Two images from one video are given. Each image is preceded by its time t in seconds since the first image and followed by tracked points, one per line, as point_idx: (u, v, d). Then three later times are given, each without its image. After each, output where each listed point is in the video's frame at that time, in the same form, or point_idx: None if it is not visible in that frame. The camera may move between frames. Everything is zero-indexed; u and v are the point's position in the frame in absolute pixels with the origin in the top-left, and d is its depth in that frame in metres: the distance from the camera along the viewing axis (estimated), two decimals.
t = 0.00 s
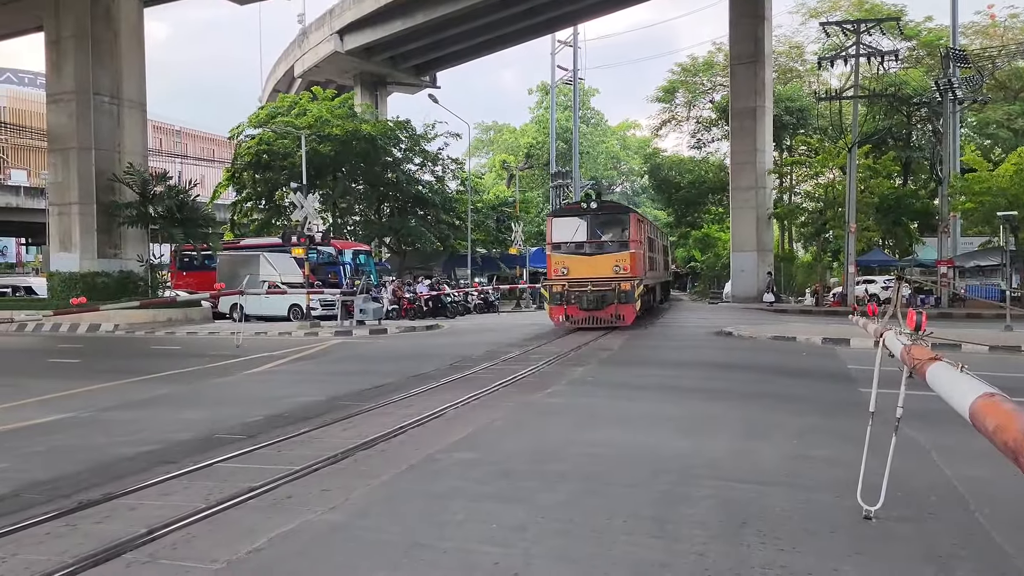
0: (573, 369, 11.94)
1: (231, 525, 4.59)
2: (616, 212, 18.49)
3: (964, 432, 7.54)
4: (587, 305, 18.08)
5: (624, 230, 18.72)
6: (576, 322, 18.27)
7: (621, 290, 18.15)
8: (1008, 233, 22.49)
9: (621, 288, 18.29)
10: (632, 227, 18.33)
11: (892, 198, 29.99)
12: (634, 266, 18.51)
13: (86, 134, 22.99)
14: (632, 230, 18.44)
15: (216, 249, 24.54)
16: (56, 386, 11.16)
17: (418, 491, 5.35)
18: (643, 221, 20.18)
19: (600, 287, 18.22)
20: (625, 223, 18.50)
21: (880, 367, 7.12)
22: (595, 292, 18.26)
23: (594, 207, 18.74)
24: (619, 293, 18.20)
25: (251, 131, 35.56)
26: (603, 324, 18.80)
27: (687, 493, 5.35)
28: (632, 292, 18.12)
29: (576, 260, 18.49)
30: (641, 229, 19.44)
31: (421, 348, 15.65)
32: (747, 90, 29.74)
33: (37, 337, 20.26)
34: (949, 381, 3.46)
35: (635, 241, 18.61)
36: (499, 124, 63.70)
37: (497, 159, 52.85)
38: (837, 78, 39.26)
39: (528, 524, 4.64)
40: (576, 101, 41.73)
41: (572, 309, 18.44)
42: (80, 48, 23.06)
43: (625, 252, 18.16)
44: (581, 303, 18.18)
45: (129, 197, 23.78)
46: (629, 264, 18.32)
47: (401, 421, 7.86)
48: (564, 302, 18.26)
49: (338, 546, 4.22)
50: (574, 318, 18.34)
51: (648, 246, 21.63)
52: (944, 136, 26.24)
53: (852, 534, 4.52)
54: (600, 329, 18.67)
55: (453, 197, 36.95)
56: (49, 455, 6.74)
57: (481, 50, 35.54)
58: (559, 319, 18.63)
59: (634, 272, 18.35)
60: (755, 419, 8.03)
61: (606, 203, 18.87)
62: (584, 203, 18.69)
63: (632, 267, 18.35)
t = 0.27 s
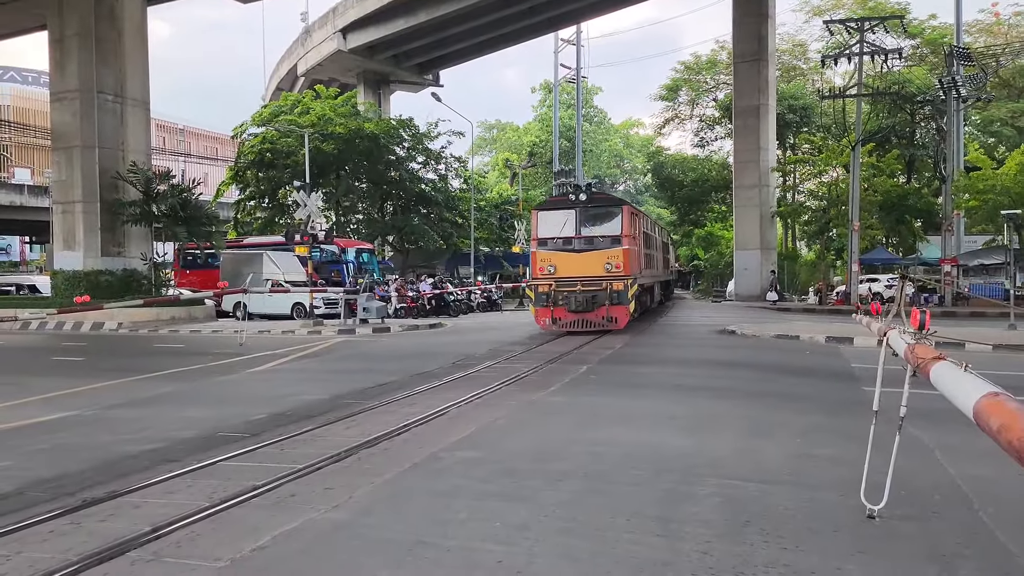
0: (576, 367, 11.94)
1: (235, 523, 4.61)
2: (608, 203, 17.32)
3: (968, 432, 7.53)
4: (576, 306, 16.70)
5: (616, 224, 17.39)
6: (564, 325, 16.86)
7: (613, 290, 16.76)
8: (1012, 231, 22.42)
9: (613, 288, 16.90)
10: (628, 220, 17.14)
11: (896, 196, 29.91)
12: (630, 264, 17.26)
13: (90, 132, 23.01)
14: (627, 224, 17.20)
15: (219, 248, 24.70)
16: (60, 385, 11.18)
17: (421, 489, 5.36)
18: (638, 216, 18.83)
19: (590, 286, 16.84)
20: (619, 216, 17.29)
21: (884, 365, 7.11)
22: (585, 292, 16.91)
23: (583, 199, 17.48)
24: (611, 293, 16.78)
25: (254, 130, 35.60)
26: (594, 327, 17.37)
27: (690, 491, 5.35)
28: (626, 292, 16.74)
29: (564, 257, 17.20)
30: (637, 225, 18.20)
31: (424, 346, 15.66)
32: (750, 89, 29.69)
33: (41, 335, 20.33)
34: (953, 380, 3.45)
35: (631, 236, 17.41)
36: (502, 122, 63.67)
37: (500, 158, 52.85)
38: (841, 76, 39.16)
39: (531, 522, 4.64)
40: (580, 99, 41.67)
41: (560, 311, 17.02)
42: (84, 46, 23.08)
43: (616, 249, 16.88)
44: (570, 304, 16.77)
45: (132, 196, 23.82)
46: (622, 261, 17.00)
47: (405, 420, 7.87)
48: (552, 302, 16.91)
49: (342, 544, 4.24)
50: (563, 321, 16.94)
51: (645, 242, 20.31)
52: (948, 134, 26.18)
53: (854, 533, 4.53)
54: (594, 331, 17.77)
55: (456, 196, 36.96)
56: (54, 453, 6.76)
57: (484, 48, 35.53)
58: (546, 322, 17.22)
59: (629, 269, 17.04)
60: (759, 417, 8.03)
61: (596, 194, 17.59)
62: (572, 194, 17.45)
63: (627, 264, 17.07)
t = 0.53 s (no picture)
0: (579, 367, 11.93)
1: (239, 523, 4.62)
2: (597, 194, 15.38)
3: (973, 432, 7.51)
4: (561, 310, 14.89)
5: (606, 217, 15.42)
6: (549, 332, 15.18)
7: (603, 292, 14.84)
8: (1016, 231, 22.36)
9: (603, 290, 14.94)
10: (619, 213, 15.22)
11: (900, 196, 29.85)
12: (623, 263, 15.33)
13: (94, 132, 23.06)
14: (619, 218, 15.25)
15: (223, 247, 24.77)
16: (63, 384, 11.21)
17: (424, 489, 5.37)
18: (633, 208, 16.90)
19: (578, 288, 14.92)
20: (609, 209, 15.31)
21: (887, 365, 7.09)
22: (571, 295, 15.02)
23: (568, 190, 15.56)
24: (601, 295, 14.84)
25: (258, 129, 35.65)
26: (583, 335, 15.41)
27: (694, 491, 5.35)
28: (617, 294, 14.83)
29: (548, 255, 15.33)
30: (631, 218, 16.29)
31: (427, 346, 15.67)
32: (754, 89, 29.67)
33: (45, 335, 20.37)
34: (958, 380, 3.44)
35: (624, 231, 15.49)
36: (505, 122, 63.68)
37: (504, 157, 52.85)
38: (844, 76, 39.09)
39: (535, 522, 4.65)
40: (583, 98, 41.66)
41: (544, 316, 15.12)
42: (88, 46, 23.12)
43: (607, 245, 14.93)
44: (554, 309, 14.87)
45: (136, 196, 23.87)
46: (613, 260, 15.01)
47: (408, 420, 7.86)
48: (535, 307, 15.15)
49: (345, 544, 4.24)
50: (547, 327, 15.16)
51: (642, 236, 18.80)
52: (952, 133, 26.12)
53: (858, 533, 4.52)
54: (584, 338, 16.19)
55: (460, 195, 36.97)
56: (57, 452, 6.77)
57: (487, 48, 35.54)
58: (529, 329, 15.34)
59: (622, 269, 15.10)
60: (762, 417, 8.02)
61: (584, 184, 15.60)
62: (555, 184, 15.54)
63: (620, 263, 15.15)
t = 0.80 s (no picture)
0: (583, 368, 11.93)
1: (246, 523, 4.64)
2: (582, 187, 14.17)
3: (978, 433, 7.50)
4: (543, 316, 13.40)
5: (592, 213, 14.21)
6: (528, 343, 13.53)
7: (589, 295, 13.47)
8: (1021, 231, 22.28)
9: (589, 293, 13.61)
10: (606, 207, 13.97)
11: (905, 197, 29.72)
12: (611, 263, 14.04)
13: (99, 133, 23.15)
14: (606, 212, 14.01)
15: (227, 249, 24.90)
16: (69, 385, 11.26)
17: (429, 489, 5.39)
18: (622, 204, 15.67)
19: (562, 291, 13.55)
20: (596, 202, 14.08)
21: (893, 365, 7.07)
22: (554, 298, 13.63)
23: (550, 182, 14.35)
24: (587, 299, 13.50)
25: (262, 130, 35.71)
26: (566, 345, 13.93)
27: (699, 492, 5.35)
28: (606, 298, 13.47)
29: (529, 255, 14.11)
30: (620, 215, 15.01)
31: (431, 347, 15.68)
32: (758, 89, 29.62)
33: (50, 335, 20.45)
34: (964, 380, 3.44)
35: (612, 228, 14.18)
36: (509, 123, 63.69)
37: (507, 158, 52.87)
38: (849, 76, 39.01)
39: (539, 522, 4.66)
40: (587, 99, 41.62)
41: (524, 322, 13.59)
42: (93, 47, 23.22)
43: (593, 244, 13.73)
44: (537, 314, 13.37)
45: (141, 196, 23.94)
46: (600, 260, 13.82)
47: (413, 420, 7.88)
48: (513, 313, 13.63)
49: (350, 543, 4.26)
50: (527, 336, 13.61)
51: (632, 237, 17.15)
52: (958, 133, 26.04)
53: (864, 534, 4.53)
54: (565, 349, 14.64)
55: (463, 196, 36.99)
56: (64, 452, 6.82)
57: (491, 49, 35.57)
58: (506, 337, 13.73)
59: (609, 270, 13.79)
60: (767, 418, 8.02)
61: (568, 177, 14.43)
62: (536, 177, 14.35)
63: (608, 263, 13.87)
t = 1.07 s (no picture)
0: (587, 369, 11.92)
1: (251, 525, 4.66)
2: (565, 178, 12.35)
3: (985, 434, 7.47)
4: (518, 325, 11.55)
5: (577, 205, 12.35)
6: (501, 354, 11.77)
7: (572, 301, 11.63)
8: None
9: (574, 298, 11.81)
10: (592, 200, 12.17)
11: (909, 197, 29.64)
12: (599, 264, 12.24)
13: (104, 135, 23.24)
14: (592, 205, 12.19)
15: (232, 250, 25.00)
16: (74, 386, 11.30)
17: (434, 491, 5.40)
18: (612, 196, 13.84)
19: (542, 296, 11.77)
20: (581, 195, 12.26)
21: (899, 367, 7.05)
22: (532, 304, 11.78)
23: (528, 171, 12.50)
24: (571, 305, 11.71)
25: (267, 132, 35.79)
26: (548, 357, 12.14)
27: (704, 493, 5.35)
28: (591, 304, 11.64)
29: (503, 255, 12.29)
30: (608, 209, 13.23)
31: (435, 348, 15.70)
32: (762, 90, 29.58)
33: (55, 337, 20.52)
34: (970, 383, 3.43)
35: (599, 224, 12.35)
36: (514, 124, 63.77)
37: (512, 159, 52.91)
38: (854, 77, 38.93)
39: (545, 524, 4.66)
40: (591, 100, 41.62)
41: (498, 332, 11.78)
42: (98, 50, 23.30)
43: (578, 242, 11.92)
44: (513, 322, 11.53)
45: (146, 199, 24.00)
46: (585, 260, 12.00)
47: (418, 422, 7.89)
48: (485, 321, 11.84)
49: (356, 545, 4.27)
50: (501, 347, 11.79)
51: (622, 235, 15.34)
52: (963, 134, 25.97)
53: (869, 536, 4.52)
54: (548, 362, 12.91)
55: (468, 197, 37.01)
56: (70, 454, 6.85)
57: (496, 50, 35.59)
58: (478, 348, 11.92)
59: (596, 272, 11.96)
60: (772, 419, 8.01)
61: (549, 166, 12.59)
62: (513, 165, 12.52)
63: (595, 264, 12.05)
